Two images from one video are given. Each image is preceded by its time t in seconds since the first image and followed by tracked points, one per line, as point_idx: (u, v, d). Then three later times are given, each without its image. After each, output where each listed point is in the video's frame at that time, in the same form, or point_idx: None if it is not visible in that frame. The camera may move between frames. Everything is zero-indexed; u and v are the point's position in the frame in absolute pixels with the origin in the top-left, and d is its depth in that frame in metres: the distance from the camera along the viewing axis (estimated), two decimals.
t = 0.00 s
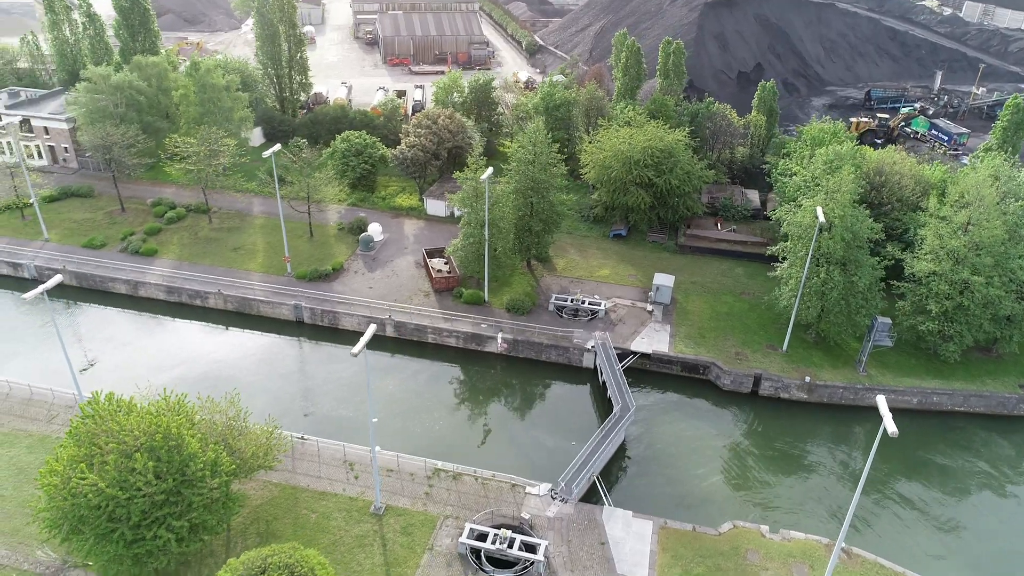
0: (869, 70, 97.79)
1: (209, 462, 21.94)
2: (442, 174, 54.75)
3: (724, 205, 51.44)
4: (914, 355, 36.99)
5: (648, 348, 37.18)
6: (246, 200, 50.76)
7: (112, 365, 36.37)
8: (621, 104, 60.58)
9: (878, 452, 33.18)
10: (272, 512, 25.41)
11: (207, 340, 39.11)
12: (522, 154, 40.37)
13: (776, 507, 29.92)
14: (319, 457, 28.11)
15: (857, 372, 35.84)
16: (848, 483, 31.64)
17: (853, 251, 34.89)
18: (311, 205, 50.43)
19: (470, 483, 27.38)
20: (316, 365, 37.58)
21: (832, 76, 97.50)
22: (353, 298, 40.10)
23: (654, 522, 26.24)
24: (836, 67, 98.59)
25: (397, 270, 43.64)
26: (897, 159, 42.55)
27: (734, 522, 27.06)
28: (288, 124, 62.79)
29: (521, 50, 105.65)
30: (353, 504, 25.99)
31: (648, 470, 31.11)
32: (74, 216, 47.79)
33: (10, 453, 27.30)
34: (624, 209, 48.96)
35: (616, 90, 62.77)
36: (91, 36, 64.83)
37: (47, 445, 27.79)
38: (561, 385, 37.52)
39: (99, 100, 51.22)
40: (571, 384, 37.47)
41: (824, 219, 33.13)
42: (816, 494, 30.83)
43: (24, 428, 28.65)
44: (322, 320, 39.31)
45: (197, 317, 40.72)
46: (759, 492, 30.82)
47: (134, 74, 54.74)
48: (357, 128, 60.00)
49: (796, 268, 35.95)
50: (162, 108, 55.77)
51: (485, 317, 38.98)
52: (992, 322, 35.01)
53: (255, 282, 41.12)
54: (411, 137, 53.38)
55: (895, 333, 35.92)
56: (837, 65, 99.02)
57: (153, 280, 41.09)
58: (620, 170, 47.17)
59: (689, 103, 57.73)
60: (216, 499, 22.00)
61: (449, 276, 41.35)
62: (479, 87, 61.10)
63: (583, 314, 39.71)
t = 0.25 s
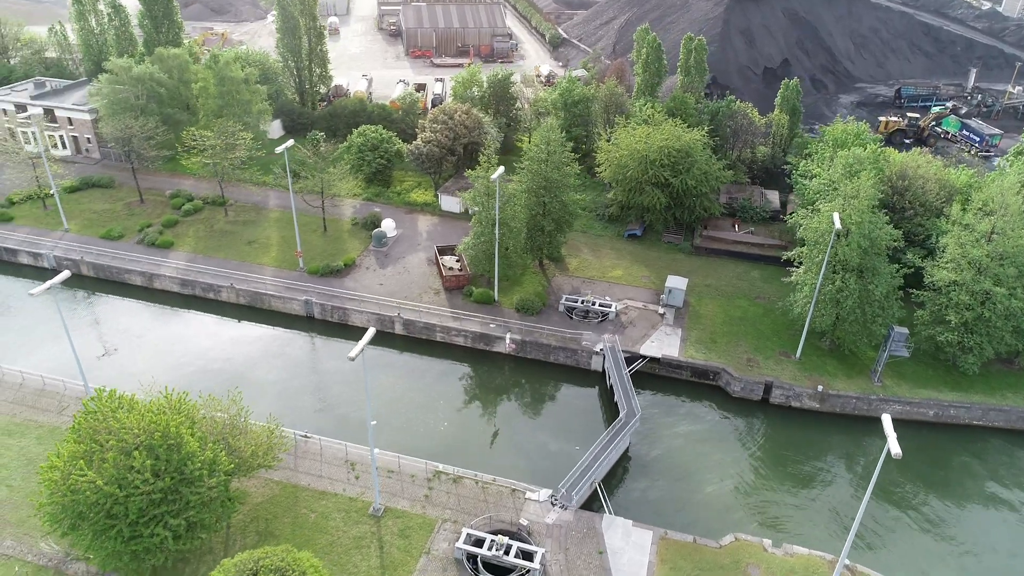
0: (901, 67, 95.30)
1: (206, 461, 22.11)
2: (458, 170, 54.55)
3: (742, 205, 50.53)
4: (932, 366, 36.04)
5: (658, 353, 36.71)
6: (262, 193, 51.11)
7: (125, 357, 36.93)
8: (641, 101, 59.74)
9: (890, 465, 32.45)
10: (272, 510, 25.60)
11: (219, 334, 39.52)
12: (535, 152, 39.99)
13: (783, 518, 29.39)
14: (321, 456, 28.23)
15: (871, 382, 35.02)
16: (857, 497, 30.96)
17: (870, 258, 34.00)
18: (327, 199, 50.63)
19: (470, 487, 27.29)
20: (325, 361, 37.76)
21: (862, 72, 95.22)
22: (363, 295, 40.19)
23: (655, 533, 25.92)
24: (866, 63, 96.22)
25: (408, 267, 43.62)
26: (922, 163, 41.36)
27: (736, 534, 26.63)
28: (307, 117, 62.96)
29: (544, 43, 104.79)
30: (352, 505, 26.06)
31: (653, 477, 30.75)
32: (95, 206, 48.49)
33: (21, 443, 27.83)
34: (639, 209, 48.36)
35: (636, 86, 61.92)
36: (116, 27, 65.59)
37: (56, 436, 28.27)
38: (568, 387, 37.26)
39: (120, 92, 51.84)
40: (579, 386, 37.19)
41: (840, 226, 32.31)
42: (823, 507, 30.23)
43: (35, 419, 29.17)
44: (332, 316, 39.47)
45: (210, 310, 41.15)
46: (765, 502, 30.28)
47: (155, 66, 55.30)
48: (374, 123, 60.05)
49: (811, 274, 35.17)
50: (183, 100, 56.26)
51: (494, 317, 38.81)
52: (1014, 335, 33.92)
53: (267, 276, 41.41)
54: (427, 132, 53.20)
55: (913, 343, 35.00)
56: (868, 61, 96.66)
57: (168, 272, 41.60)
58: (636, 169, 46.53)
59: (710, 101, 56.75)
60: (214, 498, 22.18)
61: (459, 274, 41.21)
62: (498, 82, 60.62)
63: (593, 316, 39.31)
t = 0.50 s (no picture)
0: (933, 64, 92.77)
1: (205, 460, 22.27)
2: (473, 166, 54.30)
3: (761, 207, 49.60)
4: (950, 379, 35.08)
5: (667, 358, 36.22)
6: (278, 187, 51.39)
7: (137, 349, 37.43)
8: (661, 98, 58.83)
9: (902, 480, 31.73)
10: (272, 509, 25.75)
11: (230, 327, 39.86)
12: (547, 152, 39.58)
13: (788, 531, 28.84)
14: (323, 455, 28.33)
15: (886, 393, 34.20)
16: (866, 511, 30.26)
17: (887, 267, 33.10)
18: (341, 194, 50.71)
19: (469, 491, 27.16)
20: (333, 358, 37.91)
21: (893, 69, 92.91)
22: (373, 292, 40.23)
23: (654, 544, 25.60)
24: (897, 60, 93.86)
25: (419, 264, 43.55)
26: (947, 168, 40.16)
27: (738, 548, 26.20)
28: (326, 110, 63.06)
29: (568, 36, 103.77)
30: (351, 506, 26.12)
31: (656, 485, 30.39)
32: (114, 197, 49.12)
33: (31, 434, 28.33)
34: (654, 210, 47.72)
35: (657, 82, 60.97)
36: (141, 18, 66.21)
37: (65, 428, 28.74)
38: (575, 390, 36.98)
39: (141, 84, 52.35)
40: (586, 390, 36.89)
41: (857, 234, 31.47)
42: (830, 521, 29.65)
43: (45, 410, 29.67)
44: (342, 313, 39.59)
45: (222, 303, 41.54)
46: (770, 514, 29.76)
47: (176, 58, 55.74)
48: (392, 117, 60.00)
49: (825, 282, 34.38)
50: (203, 92, 56.69)
51: (503, 317, 38.60)
52: None
53: (279, 271, 41.64)
54: (443, 127, 52.98)
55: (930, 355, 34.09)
56: (900, 58, 94.24)
57: (182, 265, 42.03)
58: (651, 169, 45.86)
59: (731, 100, 55.72)
60: (211, 497, 22.35)
61: (469, 273, 41.04)
62: (516, 77, 60.13)
63: (603, 318, 38.97)
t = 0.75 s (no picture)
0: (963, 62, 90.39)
1: (201, 460, 22.38)
2: (487, 162, 53.99)
3: (777, 209, 48.69)
4: (965, 391, 34.22)
5: (674, 362, 35.76)
6: (291, 181, 51.56)
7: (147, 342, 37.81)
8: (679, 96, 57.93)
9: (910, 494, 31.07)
10: (270, 507, 25.84)
11: (239, 322, 40.13)
12: (558, 151, 39.18)
13: (791, 542, 28.35)
14: (323, 454, 28.39)
15: (897, 404, 33.46)
16: (872, 524, 29.68)
17: (901, 275, 32.31)
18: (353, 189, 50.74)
19: (467, 495, 27.06)
20: (339, 355, 37.98)
21: (921, 67, 90.71)
22: (381, 289, 40.24)
23: (651, 554, 25.31)
24: (926, 57, 91.61)
25: (428, 262, 43.45)
26: (969, 173, 39.04)
27: (737, 560, 25.82)
28: (342, 104, 63.08)
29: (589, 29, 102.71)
30: (348, 507, 26.14)
31: (658, 492, 30.05)
32: (130, 189, 49.64)
33: (38, 425, 28.77)
34: (667, 210, 47.12)
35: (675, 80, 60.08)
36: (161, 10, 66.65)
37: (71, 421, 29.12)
38: (580, 393, 36.71)
39: (158, 76, 52.74)
40: (591, 393, 36.59)
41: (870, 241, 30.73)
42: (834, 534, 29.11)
43: (53, 402, 30.09)
44: (349, 309, 39.66)
45: (232, 297, 41.83)
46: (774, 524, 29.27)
47: (194, 51, 56.05)
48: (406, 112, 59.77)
49: (837, 289, 33.69)
50: (220, 85, 56.98)
51: (509, 318, 38.40)
52: None
53: (289, 267, 41.80)
54: (456, 124, 52.70)
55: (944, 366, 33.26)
56: (929, 55, 91.95)
57: (193, 259, 42.35)
58: (665, 169, 45.23)
59: (750, 98, 54.73)
60: (207, 497, 22.48)
61: (477, 272, 40.86)
62: (533, 72, 59.60)
63: (611, 321, 38.62)
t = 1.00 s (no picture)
0: (996, 60, 87.86)
1: (197, 459, 22.49)
2: (501, 159, 53.63)
3: (793, 211, 47.76)
4: (980, 405, 33.33)
5: (681, 367, 35.28)
6: (306, 175, 51.76)
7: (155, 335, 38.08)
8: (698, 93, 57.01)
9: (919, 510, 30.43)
10: (268, 506, 25.92)
11: (248, 316, 40.38)
12: (569, 151, 38.75)
13: (794, 556, 27.85)
14: (323, 453, 28.44)
15: (910, 417, 32.69)
16: (879, 539, 29.06)
17: (917, 286, 31.47)
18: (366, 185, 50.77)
19: (465, 499, 26.95)
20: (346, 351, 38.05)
21: (952, 65, 88.33)
22: (389, 287, 40.23)
23: (649, 565, 25.01)
24: (958, 54, 89.14)
25: (438, 259, 43.32)
26: (993, 179, 37.90)
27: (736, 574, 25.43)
28: (358, 97, 63.03)
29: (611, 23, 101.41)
30: (346, 507, 26.17)
31: (659, 501, 29.73)
32: (147, 181, 50.13)
33: (45, 417, 29.18)
34: (681, 211, 46.48)
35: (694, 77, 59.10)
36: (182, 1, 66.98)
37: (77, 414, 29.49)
38: (586, 396, 36.39)
39: (176, 69, 53.06)
40: (597, 396, 36.29)
41: (884, 250, 29.92)
42: (839, 548, 28.54)
43: (61, 395, 30.51)
44: (357, 306, 39.73)
45: (243, 292, 42.12)
46: (777, 536, 28.73)
47: (212, 43, 56.26)
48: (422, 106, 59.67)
49: (850, 298, 32.95)
50: (237, 78, 57.24)
51: (516, 318, 38.16)
52: None
53: (298, 262, 41.95)
54: (470, 119, 52.36)
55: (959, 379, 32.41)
56: (961, 52, 89.43)
57: (205, 252, 42.67)
58: (678, 170, 44.54)
59: (770, 97, 53.68)
60: (204, 496, 22.64)
61: (486, 272, 40.65)
62: (550, 68, 58.99)
63: (619, 324, 38.22)
